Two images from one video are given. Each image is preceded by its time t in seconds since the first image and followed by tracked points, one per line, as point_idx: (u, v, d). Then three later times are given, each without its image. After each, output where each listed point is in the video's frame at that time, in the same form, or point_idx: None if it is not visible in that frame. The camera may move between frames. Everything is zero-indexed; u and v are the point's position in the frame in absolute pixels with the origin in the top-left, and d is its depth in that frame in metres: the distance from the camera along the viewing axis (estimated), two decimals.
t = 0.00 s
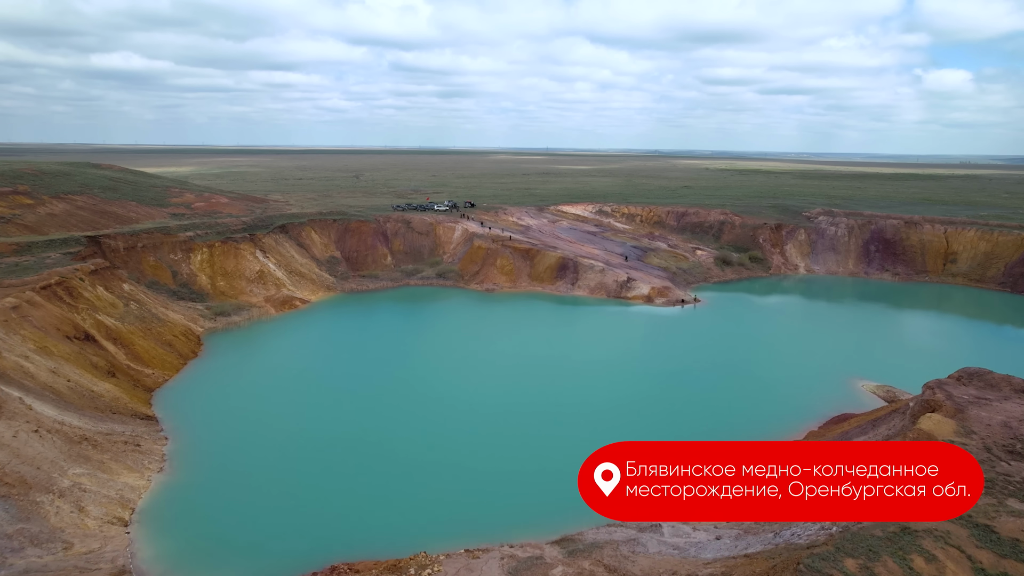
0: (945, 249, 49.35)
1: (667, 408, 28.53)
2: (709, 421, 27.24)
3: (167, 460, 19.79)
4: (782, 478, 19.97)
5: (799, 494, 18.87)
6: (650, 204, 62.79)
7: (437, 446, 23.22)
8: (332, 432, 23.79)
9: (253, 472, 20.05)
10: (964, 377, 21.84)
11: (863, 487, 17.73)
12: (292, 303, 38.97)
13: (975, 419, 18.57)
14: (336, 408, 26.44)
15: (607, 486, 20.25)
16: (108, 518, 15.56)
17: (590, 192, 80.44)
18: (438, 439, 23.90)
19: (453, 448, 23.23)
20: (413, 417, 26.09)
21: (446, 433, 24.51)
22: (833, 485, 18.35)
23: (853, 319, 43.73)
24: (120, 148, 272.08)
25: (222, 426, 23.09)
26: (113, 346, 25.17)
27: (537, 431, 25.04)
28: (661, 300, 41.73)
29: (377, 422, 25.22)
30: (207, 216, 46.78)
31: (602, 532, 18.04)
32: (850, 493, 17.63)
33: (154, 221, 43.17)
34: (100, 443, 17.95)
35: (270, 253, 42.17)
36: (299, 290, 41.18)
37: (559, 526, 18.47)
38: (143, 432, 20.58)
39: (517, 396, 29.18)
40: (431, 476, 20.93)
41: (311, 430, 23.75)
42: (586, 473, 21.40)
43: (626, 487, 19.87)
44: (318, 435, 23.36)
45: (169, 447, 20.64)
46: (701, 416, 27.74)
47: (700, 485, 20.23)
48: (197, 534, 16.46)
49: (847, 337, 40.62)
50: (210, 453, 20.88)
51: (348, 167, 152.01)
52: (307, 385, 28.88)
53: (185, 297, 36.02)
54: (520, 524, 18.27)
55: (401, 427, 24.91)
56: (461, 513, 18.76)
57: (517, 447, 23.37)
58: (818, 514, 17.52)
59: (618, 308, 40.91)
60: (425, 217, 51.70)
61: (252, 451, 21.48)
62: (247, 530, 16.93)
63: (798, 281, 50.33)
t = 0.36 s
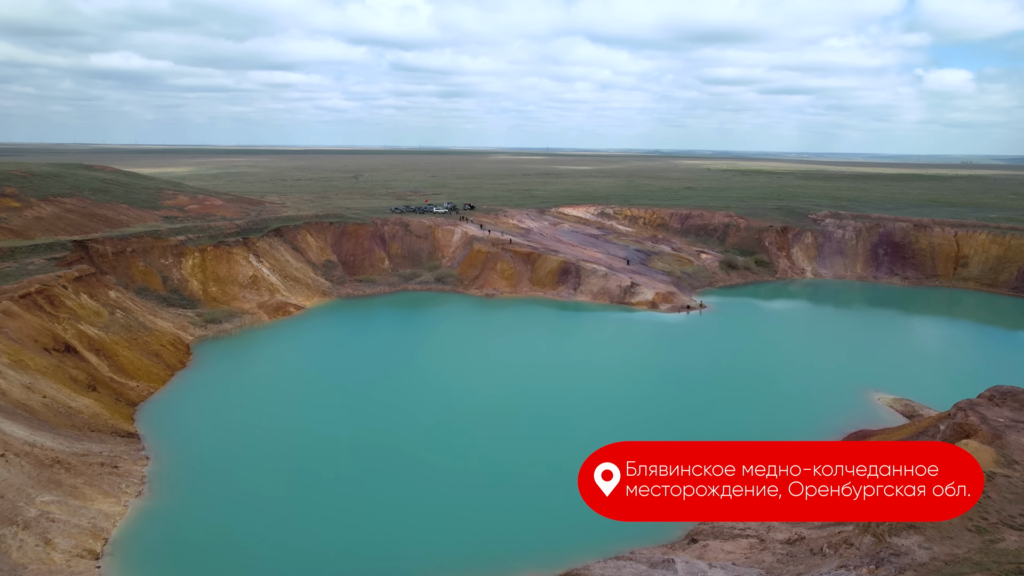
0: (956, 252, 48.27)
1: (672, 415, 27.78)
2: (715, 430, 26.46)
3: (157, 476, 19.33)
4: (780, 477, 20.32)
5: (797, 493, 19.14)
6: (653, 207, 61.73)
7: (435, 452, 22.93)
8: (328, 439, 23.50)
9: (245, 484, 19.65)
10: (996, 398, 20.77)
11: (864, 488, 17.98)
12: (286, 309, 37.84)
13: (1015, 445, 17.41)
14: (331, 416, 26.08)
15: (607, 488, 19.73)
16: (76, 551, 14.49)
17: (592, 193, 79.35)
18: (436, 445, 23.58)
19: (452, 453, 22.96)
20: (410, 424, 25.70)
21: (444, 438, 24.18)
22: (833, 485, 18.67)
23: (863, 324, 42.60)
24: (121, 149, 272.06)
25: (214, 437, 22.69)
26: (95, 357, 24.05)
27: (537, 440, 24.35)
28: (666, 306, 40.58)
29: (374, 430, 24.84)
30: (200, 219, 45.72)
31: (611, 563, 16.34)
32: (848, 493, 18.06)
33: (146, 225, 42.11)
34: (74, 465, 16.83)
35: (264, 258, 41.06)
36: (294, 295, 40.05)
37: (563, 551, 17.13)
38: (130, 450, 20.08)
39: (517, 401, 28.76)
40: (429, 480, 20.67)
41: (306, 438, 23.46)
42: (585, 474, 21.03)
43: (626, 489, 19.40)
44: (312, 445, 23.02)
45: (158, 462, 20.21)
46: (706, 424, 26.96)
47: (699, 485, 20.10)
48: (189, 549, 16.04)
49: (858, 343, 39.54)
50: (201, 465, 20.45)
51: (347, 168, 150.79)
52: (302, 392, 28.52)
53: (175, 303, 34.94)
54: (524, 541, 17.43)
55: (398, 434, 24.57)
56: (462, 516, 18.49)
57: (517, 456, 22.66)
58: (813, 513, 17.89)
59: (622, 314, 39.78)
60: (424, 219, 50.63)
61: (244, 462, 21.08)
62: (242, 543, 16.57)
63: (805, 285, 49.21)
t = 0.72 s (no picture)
0: (968, 256, 47.00)
1: (675, 424, 26.89)
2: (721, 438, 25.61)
3: (152, 480, 19.58)
4: (779, 474, 22.63)
5: (798, 491, 21.24)
6: (657, 209, 60.42)
7: (430, 456, 23.27)
8: (322, 443, 23.84)
9: (242, 487, 19.98)
10: None
11: (861, 486, 20.85)
12: (278, 317, 36.56)
13: None
14: (326, 417, 26.46)
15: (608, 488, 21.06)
16: None
17: (593, 195, 77.97)
18: (430, 449, 24.07)
19: (446, 455, 23.42)
20: (405, 425, 26.13)
21: (438, 442, 24.50)
22: (834, 483, 21.10)
23: (873, 331, 41.39)
24: (120, 150, 270.70)
25: (208, 440, 22.90)
26: (73, 372, 22.79)
27: (536, 456, 23.59)
28: (672, 313, 39.25)
29: (369, 432, 25.22)
30: (192, 223, 44.49)
31: None
32: (847, 490, 20.64)
33: (135, 229, 40.88)
34: (38, 496, 15.58)
35: (257, 263, 39.84)
36: (288, 302, 38.81)
37: None
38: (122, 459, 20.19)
39: (512, 404, 28.88)
40: (424, 484, 21.20)
41: (301, 440, 23.88)
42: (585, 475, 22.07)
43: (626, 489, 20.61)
44: (307, 447, 23.35)
45: (154, 464, 20.45)
46: (708, 433, 26.08)
47: (699, 484, 21.58)
48: (189, 554, 16.32)
49: (870, 350, 38.30)
50: (197, 468, 20.75)
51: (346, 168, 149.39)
52: (296, 392, 28.80)
53: (163, 311, 33.70)
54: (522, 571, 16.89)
55: (392, 438, 25.04)
56: (457, 519, 19.06)
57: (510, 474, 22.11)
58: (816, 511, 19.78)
59: (627, 321, 38.50)
60: (422, 223, 49.43)
61: (239, 466, 21.40)
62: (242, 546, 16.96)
63: (813, 290, 47.96)
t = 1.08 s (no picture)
0: (982, 261, 45.74)
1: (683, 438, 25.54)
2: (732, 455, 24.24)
3: (149, 482, 19.91)
4: (778, 474, 22.77)
5: (797, 491, 21.50)
6: (661, 211, 59.15)
7: (427, 459, 23.36)
8: (318, 443, 24.11)
9: (238, 489, 20.28)
10: None
11: (861, 486, 21.69)
12: (270, 325, 35.29)
13: None
14: (323, 416, 26.74)
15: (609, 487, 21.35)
16: None
17: (596, 196, 76.56)
18: (425, 449, 24.25)
19: (442, 456, 23.63)
20: (403, 425, 26.46)
21: (434, 444, 24.65)
22: (833, 484, 21.82)
23: (886, 337, 40.15)
24: (119, 150, 269.72)
25: (206, 443, 23.20)
26: (48, 388, 21.59)
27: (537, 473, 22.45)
28: (678, 321, 37.87)
29: (365, 433, 25.43)
30: (183, 226, 43.25)
31: None
32: (847, 491, 21.25)
33: (124, 233, 39.63)
34: None
35: (249, 268, 38.61)
36: (281, 309, 37.56)
37: None
38: (120, 463, 20.49)
39: (509, 405, 28.84)
40: (418, 485, 21.45)
41: (298, 440, 24.19)
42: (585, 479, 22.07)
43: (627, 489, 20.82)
44: (303, 448, 23.62)
45: (151, 466, 20.78)
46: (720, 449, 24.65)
47: (701, 490, 21.46)
48: (184, 556, 16.62)
49: (884, 358, 37.01)
50: (195, 470, 21.07)
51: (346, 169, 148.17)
52: (294, 391, 28.99)
53: (150, 319, 32.47)
54: None
55: (390, 435, 25.51)
56: (450, 519, 19.43)
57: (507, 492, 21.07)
58: (819, 511, 20.22)
59: (632, 330, 37.13)
60: (420, 225, 48.22)
61: (237, 467, 21.71)
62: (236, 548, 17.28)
63: (821, 295, 46.71)
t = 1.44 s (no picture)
0: (994, 263, 44.57)
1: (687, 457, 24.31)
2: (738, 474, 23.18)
3: (152, 481, 20.41)
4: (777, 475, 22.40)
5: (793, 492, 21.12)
6: (664, 212, 57.98)
7: (426, 462, 23.40)
8: (321, 442, 24.46)
9: (239, 489, 20.73)
10: None
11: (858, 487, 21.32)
12: (263, 331, 34.11)
13: None
14: (326, 414, 27.08)
15: (617, 487, 21.26)
16: None
17: (598, 196, 75.29)
18: (425, 451, 24.33)
19: (440, 458, 23.75)
20: (403, 423, 26.82)
21: (434, 446, 24.73)
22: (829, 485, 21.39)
23: (898, 342, 38.98)
24: (118, 149, 268.57)
25: (210, 441, 23.68)
26: (23, 403, 20.53)
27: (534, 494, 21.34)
28: (684, 327, 36.46)
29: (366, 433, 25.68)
30: (175, 228, 42.12)
31: None
32: (856, 490, 20.91)
33: (113, 235, 38.50)
34: None
35: (241, 272, 37.45)
36: (274, 314, 36.39)
37: None
38: (124, 462, 21.03)
39: (509, 407, 28.66)
40: (416, 487, 21.65)
41: (300, 440, 24.55)
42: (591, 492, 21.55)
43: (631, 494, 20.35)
44: (304, 447, 23.96)
45: (154, 464, 21.29)
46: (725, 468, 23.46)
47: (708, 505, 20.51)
48: (182, 556, 17.09)
49: (896, 363, 35.83)
50: (197, 469, 21.54)
51: (345, 168, 146.98)
52: (297, 388, 29.25)
53: (138, 326, 31.32)
54: None
55: (389, 434, 25.85)
56: (444, 519, 19.71)
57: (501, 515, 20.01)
58: (826, 511, 19.92)
59: (636, 336, 35.83)
60: (418, 227, 47.09)
61: (238, 467, 22.10)
62: (232, 548, 17.67)
63: (829, 299, 45.58)
